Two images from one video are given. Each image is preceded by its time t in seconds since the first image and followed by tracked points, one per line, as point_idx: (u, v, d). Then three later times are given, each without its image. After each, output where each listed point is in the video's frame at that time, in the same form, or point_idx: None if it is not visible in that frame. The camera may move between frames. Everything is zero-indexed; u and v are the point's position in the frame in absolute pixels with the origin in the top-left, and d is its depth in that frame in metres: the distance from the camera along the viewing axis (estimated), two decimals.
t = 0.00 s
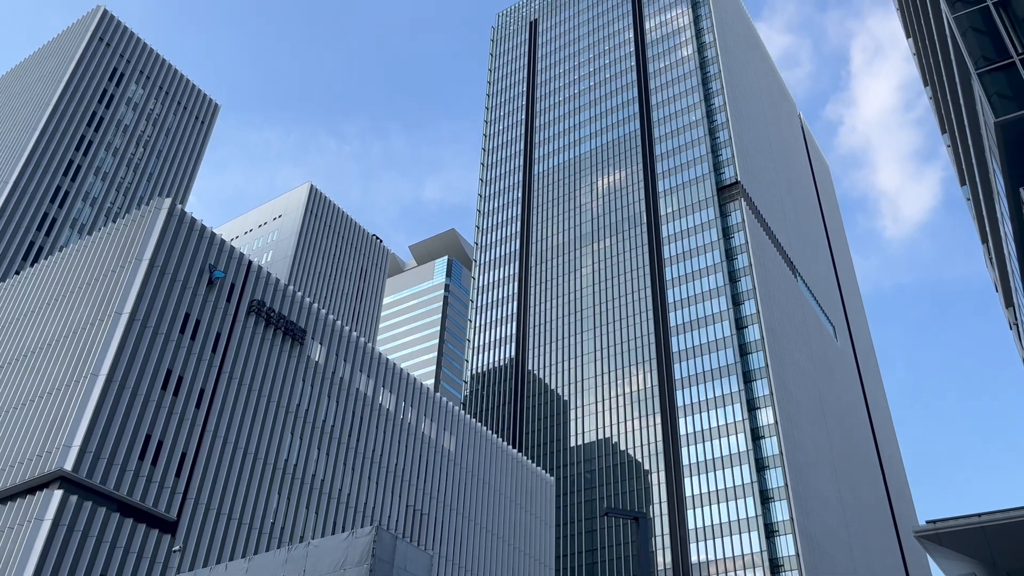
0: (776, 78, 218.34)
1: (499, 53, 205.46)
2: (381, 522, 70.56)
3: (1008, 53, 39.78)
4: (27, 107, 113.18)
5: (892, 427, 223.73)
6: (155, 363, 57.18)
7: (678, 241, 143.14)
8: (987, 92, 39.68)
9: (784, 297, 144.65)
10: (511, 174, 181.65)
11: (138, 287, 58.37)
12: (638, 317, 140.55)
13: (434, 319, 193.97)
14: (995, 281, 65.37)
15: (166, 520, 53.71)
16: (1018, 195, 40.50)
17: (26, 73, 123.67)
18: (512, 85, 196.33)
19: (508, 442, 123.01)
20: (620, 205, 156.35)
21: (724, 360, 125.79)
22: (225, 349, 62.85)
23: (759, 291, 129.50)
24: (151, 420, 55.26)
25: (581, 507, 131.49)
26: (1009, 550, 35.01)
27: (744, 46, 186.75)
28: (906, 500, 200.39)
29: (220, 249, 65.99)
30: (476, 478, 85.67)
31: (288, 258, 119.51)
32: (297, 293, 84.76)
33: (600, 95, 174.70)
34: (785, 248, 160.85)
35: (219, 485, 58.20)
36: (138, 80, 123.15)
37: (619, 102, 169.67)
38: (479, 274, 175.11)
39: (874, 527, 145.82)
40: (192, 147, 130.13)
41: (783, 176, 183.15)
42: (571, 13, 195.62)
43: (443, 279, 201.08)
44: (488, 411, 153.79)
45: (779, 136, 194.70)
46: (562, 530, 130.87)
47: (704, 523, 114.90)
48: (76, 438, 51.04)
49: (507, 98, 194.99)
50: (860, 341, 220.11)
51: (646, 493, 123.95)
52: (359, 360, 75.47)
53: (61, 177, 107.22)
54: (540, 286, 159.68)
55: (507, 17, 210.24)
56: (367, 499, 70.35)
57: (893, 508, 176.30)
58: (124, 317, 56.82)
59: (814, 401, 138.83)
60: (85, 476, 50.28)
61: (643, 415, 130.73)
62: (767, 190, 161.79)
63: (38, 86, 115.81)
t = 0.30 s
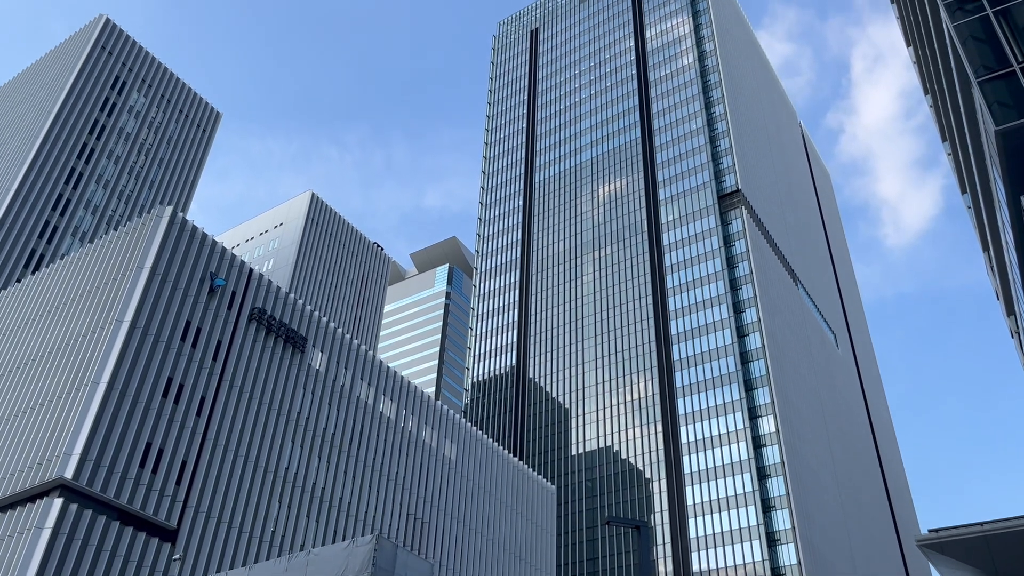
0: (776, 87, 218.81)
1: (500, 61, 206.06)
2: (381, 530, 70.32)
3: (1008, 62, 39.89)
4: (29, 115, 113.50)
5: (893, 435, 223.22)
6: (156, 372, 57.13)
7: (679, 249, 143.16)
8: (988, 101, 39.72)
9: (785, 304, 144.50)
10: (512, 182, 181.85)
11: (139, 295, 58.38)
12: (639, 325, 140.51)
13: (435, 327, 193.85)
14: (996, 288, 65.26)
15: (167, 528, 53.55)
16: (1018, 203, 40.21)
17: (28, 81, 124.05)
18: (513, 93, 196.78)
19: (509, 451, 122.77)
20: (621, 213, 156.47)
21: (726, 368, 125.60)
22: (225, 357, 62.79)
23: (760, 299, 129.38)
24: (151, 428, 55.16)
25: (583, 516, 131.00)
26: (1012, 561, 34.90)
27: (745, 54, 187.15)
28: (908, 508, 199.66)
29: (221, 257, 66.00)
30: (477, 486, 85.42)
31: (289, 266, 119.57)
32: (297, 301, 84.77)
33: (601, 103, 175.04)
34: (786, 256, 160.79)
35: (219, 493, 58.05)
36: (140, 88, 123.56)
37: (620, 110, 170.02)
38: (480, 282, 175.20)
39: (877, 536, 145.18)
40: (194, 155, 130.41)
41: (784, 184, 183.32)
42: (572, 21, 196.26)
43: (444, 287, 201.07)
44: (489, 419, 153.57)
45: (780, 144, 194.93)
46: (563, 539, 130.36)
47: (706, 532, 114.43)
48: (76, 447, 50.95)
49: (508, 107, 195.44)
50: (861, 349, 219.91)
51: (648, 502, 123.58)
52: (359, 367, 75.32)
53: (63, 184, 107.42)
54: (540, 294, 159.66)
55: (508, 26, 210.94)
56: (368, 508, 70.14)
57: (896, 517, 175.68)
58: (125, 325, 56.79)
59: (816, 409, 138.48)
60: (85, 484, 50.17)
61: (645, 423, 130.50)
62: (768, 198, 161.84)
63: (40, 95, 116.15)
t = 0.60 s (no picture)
0: (776, 95, 219.38)
1: (500, 70, 206.74)
2: (381, 539, 70.15)
3: (1008, 70, 39.98)
4: (31, 124, 113.76)
5: (894, 443, 222.79)
6: (156, 380, 57.12)
7: (680, 257, 143.26)
8: (987, 109, 39.77)
9: (786, 312, 144.45)
10: (512, 191, 182.27)
11: (139, 303, 58.38)
12: (639, 332, 140.56)
13: (435, 335, 193.80)
14: (996, 296, 65.23)
15: (166, 537, 53.46)
16: (1019, 211, 40.34)
17: (29, 90, 124.39)
18: (513, 101, 197.33)
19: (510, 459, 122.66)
20: (621, 220, 156.72)
21: (726, 376, 125.46)
22: (226, 365, 62.77)
23: (760, 307, 129.38)
24: (151, 436, 55.11)
25: (583, 524, 130.63)
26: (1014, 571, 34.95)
27: (745, 62, 187.65)
28: (909, 517, 199.14)
29: (221, 265, 66.02)
30: (476, 494, 85.18)
31: (289, 274, 119.61)
32: (298, 309, 84.94)
33: (601, 112, 175.48)
34: (786, 264, 160.82)
35: (220, 501, 57.96)
36: (141, 96, 123.87)
37: (620, 119, 170.42)
38: (480, 290, 175.39)
39: (878, 544, 144.79)
40: (195, 162, 130.70)
41: (784, 191, 183.45)
42: (572, 30, 196.98)
43: (444, 295, 201.05)
44: (489, 427, 153.46)
45: (780, 152, 195.26)
46: (564, 548, 129.99)
47: (706, 541, 114.13)
48: (76, 455, 50.87)
49: (508, 115, 195.93)
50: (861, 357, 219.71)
51: (648, 510, 123.32)
52: (359, 375, 75.28)
53: (65, 193, 107.58)
54: (541, 302, 159.69)
55: (508, 35, 211.74)
56: (368, 516, 70.00)
57: (897, 525, 175.14)
58: (126, 333, 56.78)
59: (817, 417, 138.23)
60: (85, 493, 50.10)
61: (646, 431, 130.31)
62: (768, 206, 162.04)
63: (41, 103, 116.44)
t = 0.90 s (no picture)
0: (776, 103, 219.87)
1: (500, 79, 207.30)
2: (381, 548, 69.98)
3: (1006, 79, 40.12)
4: (32, 132, 113.97)
5: (896, 452, 222.20)
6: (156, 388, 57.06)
7: (680, 265, 143.33)
8: (986, 117, 39.84)
9: (786, 320, 144.31)
10: (512, 199, 182.55)
11: (139, 311, 58.34)
12: (639, 341, 140.55)
13: (435, 343, 193.72)
14: (997, 304, 65.16)
15: (166, 545, 53.32)
16: (1018, 219, 40.40)
17: (30, 99, 124.71)
18: (513, 110, 197.80)
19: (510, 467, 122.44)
20: (621, 229, 156.92)
21: (727, 384, 125.28)
22: (226, 373, 62.69)
23: (760, 315, 129.28)
24: (151, 444, 54.99)
25: (583, 533, 130.26)
26: None
27: (744, 71, 188.13)
28: (910, 526, 198.56)
29: (221, 273, 66.03)
30: (476, 502, 84.99)
31: (289, 283, 119.58)
32: (299, 317, 84.96)
33: (600, 121, 175.95)
34: (786, 272, 160.81)
35: (219, 510, 57.82)
36: (142, 105, 124.16)
37: (620, 127, 170.79)
38: (480, 298, 175.56)
39: (879, 553, 144.25)
40: (196, 171, 130.91)
41: (784, 200, 183.71)
42: (572, 39, 197.56)
43: (444, 303, 200.97)
44: (489, 435, 153.32)
45: (779, 160, 195.54)
46: (564, 556, 129.62)
47: (707, 550, 113.79)
48: (75, 463, 50.76)
49: (508, 124, 196.39)
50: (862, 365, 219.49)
51: (648, 519, 123.02)
52: (359, 384, 75.19)
53: (65, 201, 107.71)
54: (541, 310, 159.70)
55: (508, 44, 212.41)
56: (368, 524, 69.86)
57: (898, 535, 174.50)
58: (125, 341, 56.74)
59: (817, 425, 137.90)
60: (84, 501, 49.96)
61: (646, 439, 130.13)
62: (768, 214, 162.22)
63: (42, 112, 116.67)
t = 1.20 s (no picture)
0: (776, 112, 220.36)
1: (500, 88, 207.81)
2: (381, 557, 69.79)
3: (1005, 88, 40.22)
4: (32, 141, 114.18)
5: (896, 461, 221.79)
6: (156, 396, 56.98)
7: (680, 273, 143.38)
8: (986, 126, 39.92)
9: (786, 328, 144.22)
10: (512, 207, 182.84)
11: (139, 320, 58.30)
12: (639, 349, 140.50)
13: (435, 352, 193.56)
14: (997, 313, 65.13)
15: (165, 554, 53.14)
16: (1018, 228, 40.46)
17: (31, 108, 124.92)
18: (513, 119, 198.28)
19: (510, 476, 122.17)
20: (621, 237, 157.10)
21: (728, 392, 125.11)
22: (225, 381, 62.60)
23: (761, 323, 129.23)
24: (150, 453, 54.86)
25: (584, 542, 129.88)
26: None
27: (744, 80, 188.66)
28: (912, 535, 197.90)
29: (221, 281, 66.05)
30: (476, 511, 84.77)
31: (289, 291, 119.56)
32: (300, 326, 84.94)
33: (600, 130, 176.33)
34: (786, 280, 160.80)
35: (219, 518, 57.67)
36: (142, 114, 124.41)
37: (620, 136, 171.14)
38: (480, 306, 175.58)
39: (880, 563, 143.72)
40: (196, 179, 131.10)
41: (783, 208, 183.95)
42: (572, 48, 198.16)
43: (444, 311, 200.98)
44: (489, 444, 153.07)
45: (779, 169, 195.86)
46: (564, 565, 129.22)
47: (708, 559, 113.40)
48: (75, 472, 50.63)
49: (508, 132, 196.91)
50: (862, 373, 219.21)
51: (649, 528, 122.69)
52: (359, 393, 75.10)
53: (65, 210, 107.80)
54: (541, 319, 159.71)
55: (508, 53, 213.04)
56: (368, 532, 69.71)
57: (900, 543, 173.99)
58: (125, 349, 56.70)
59: (817, 434, 137.63)
60: (84, 510, 49.83)
61: (646, 447, 129.94)
62: (768, 222, 162.37)
63: (43, 120, 116.91)
